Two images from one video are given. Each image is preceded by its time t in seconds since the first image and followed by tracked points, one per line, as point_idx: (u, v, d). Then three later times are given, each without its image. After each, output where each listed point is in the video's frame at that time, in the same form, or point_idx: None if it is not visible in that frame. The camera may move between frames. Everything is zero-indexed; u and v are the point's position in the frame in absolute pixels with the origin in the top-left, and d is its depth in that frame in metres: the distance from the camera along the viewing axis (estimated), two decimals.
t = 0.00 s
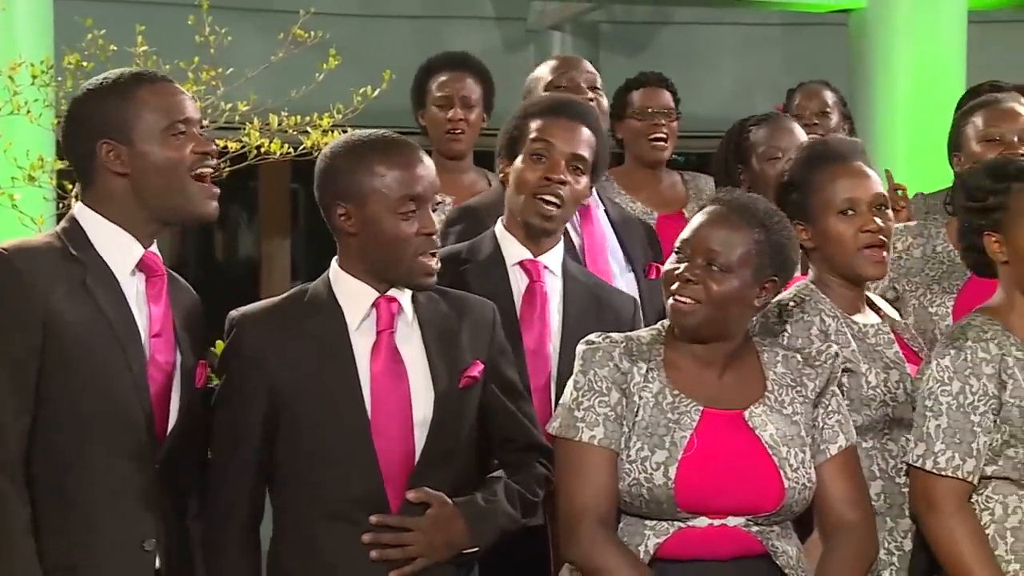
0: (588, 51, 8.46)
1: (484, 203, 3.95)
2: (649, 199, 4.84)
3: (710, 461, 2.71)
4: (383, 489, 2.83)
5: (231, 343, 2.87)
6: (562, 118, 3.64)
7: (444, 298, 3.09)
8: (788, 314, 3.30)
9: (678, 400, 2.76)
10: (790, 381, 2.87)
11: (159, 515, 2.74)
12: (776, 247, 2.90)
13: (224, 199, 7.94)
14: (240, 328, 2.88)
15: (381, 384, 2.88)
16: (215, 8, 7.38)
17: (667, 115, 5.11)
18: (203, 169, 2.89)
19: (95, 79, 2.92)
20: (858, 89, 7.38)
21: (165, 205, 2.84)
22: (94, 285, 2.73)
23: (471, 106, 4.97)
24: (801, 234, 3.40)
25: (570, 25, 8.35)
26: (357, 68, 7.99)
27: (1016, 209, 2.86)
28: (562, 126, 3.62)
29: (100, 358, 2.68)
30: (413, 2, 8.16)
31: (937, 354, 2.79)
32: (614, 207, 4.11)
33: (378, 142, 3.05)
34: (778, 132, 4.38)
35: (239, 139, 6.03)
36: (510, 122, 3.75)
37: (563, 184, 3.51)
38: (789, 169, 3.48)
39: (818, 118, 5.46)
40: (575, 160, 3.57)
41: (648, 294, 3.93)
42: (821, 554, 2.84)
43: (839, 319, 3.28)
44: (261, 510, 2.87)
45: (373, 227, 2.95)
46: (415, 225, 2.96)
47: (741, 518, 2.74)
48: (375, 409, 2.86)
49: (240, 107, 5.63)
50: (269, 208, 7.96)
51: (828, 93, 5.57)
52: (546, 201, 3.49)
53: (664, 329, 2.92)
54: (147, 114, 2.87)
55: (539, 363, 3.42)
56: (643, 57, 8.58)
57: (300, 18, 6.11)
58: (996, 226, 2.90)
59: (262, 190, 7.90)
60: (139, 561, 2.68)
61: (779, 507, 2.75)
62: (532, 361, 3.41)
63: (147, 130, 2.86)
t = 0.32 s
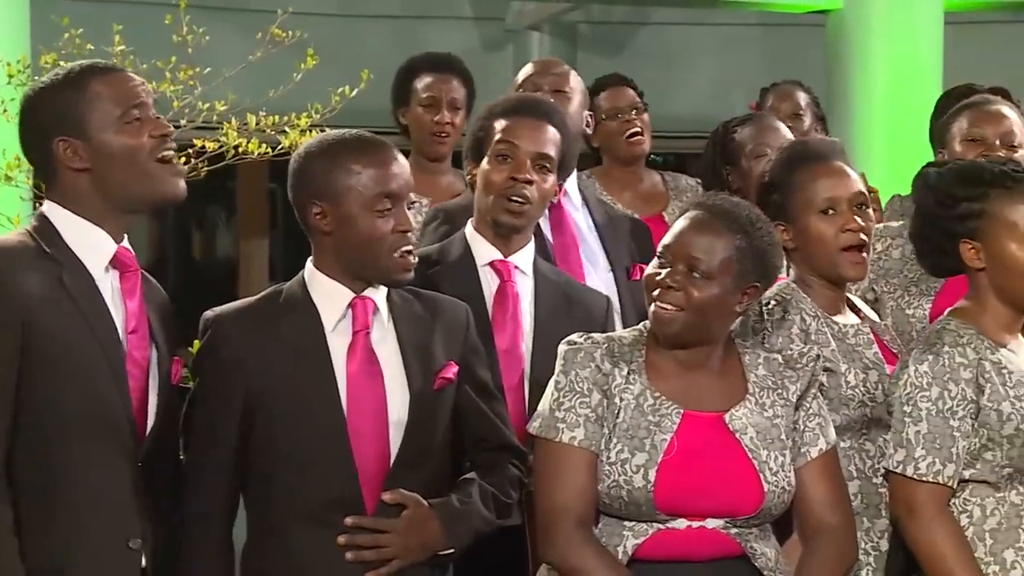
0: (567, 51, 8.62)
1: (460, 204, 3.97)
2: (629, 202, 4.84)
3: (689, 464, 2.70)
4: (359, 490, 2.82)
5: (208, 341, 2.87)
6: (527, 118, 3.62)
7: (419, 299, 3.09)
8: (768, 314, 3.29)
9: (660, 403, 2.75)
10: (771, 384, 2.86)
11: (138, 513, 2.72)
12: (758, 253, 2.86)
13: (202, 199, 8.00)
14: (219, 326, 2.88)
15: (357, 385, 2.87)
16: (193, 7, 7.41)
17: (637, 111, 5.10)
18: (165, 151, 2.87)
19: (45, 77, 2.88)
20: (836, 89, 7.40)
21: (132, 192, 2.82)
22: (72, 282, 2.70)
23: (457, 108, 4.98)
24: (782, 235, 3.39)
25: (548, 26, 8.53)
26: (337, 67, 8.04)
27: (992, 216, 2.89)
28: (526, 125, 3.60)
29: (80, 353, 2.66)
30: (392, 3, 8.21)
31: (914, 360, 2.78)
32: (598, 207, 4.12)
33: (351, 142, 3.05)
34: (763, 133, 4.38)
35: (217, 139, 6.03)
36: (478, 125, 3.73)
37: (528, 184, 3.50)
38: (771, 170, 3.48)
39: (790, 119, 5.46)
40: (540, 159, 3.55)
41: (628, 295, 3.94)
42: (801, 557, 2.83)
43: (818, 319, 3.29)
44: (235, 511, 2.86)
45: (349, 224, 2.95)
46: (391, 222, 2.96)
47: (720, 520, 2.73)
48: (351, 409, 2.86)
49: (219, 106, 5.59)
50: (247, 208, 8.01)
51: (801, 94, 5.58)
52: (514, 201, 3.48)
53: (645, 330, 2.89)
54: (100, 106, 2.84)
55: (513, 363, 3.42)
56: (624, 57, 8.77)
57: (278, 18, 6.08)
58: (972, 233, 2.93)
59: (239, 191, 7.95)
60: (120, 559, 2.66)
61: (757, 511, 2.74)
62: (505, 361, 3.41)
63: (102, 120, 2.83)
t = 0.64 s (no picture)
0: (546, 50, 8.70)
1: (438, 206, 3.96)
2: (611, 197, 4.82)
3: (669, 464, 2.70)
4: (334, 488, 2.81)
5: (179, 342, 2.86)
6: (506, 116, 3.63)
7: (392, 299, 3.08)
8: (748, 312, 3.29)
9: (641, 403, 2.74)
10: (753, 387, 2.84)
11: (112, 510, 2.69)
12: (742, 255, 2.85)
13: (180, 199, 8.03)
14: (189, 328, 2.87)
15: (328, 386, 2.86)
16: (169, 7, 7.45)
17: (611, 107, 5.12)
18: (128, 139, 2.83)
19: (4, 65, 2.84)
20: (814, 88, 7.44)
21: (96, 183, 2.78)
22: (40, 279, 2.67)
23: (431, 105, 4.98)
24: (763, 235, 3.39)
25: (526, 25, 8.51)
26: (313, 67, 8.06)
27: (969, 221, 2.88)
28: (505, 123, 3.61)
29: (52, 348, 2.62)
30: (370, 3, 8.27)
31: (890, 356, 2.79)
32: (579, 207, 4.10)
33: (321, 139, 3.05)
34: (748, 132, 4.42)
35: (194, 139, 6.02)
36: (455, 124, 3.73)
37: (508, 179, 3.50)
38: (751, 170, 3.48)
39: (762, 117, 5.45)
40: (519, 157, 3.56)
41: (608, 293, 3.94)
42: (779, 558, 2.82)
43: (796, 318, 3.29)
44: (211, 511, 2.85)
45: (317, 222, 2.95)
46: (359, 218, 2.96)
47: (699, 521, 2.72)
48: (325, 408, 2.85)
49: (196, 105, 5.54)
50: (225, 208, 8.06)
51: (771, 94, 5.59)
52: (493, 197, 3.47)
53: (628, 330, 2.89)
54: (59, 96, 2.80)
55: (489, 363, 3.41)
56: (599, 58, 8.82)
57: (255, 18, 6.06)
58: (947, 236, 2.92)
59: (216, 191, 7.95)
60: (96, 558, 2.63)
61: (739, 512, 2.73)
62: (481, 361, 3.41)
63: (64, 110, 2.80)
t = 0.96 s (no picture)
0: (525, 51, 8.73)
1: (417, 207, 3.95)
2: (602, 201, 4.83)
3: (650, 459, 2.69)
4: (315, 489, 2.79)
5: (159, 340, 2.84)
6: (451, 118, 3.59)
7: (371, 297, 3.06)
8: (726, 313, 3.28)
9: (621, 398, 2.73)
10: (733, 385, 2.83)
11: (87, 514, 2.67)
12: (716, 251, 2.84)
13: (158, 200, 8.01)
14: (169, 327, 2.85)
15: (308, 383, 2.84)
16: (148, 8, 7.44)
17: (599, 115, 5.06)
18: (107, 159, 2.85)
19: None
20: (792, 90, 7.45)
21: (79, 202, 2.79)
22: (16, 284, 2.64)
23: (403, 105, 4.94)
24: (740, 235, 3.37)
25: (506, 26, 8.52)
26: (291, 67, 8.05)
27: (940, 217, 2.96)
28: (452, 125, 3.57)
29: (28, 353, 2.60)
30: (349, 4, 8.29)
31: (866, 358, 2.84)
32: (558, 210, 4.09)
33: (294, 142, 3.03)
34: (736, 141, 4.44)
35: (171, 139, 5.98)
36: (408, 130, 3.71)
37: (462, 182, 3.47)
38: (723, 171, 3.49)
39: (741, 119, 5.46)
40: (471, 155, 3.52)
41: (590, 291, 3.93)
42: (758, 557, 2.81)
43: (775, 319, 3.28)
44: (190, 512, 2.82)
45: (297, 218, 2.94)
46: (338, 213, 2.96)
47: (679, 518, 2.71)
48: (304, 407, 2.84)
49: (176, 105, 5.47)
50: (204, 209, 8.01)
51: (752, 99, 5.57)
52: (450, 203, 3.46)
53: (607, 329, 2.88)
54: (50, 101, 2.78)
55: (469, 363, 3.39)
56: (578, 60, 8.94)
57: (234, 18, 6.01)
58: (920, 232, 2.99)
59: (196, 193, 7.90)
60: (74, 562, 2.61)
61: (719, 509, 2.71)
62: (461, 360, 3.38)
63: (41, 108, 2.77)
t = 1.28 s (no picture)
0: (500, 50, 8.78)
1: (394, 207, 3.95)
2: (587, 200, 4.85)
3: (623, 460, 2.69)
4: (295, 490, 2.80)
5: (132, 346, 2.81)
6: (425, 112, 3.58)
7: (344, 298, 3.06)
8: (699, 315, 3.29)
9: (596, 398, 2.74)
10: (707, 384, 2.85)
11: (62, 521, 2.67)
12: (689, 255, 2.84)
13: (133, 200, 8.03)
14: (142, 334, 2.82)
15: (284, 384, 2.85)
16: (124, 7, 7.46)
17: (595, 120, 5.06)
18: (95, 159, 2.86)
19: None
20: (768, 90, 7.48)
21: (65, 203, 2.80)
22: None
23: (369, 101, 4.88)
24: (715, 238, 3.38)
25: (482, 27, 8.69)
26: (268, 67, 8.06)
27: (914, 205, 3.02)
28: (424, 119, 3.56)
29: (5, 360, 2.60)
30: (327, 3, 8.32)
31: (839, 353, 2.89)
32: (533, 209, 4.10)
33: (290, 146, 2.99)
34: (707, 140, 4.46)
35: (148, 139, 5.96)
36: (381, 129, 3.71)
37: (432, 172, 3.46)
38: (691, 173, 3.50)
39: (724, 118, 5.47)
40: (442, 148, 3.51)
41: (566, 290, 3.94)
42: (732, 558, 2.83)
43: (748, 321, 3.30)
44: (167, 514, 2.82)
45: (283, 235, 2.89)
46: (324, 233, 2.92)
47: (653, 517, 2.72)
48: (283, 409, 2.84)
49: (152, 104, 5.45)
50: (181, 208, 8.05)
51: (738, 98, 5.59)
52: (421, 190, 3.44)
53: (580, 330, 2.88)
54: (31, 105, 2.78)
55: (441, 362, 3.39)
56: (554, 61, 9.01)
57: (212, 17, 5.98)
58: (899, 224, 3.05)
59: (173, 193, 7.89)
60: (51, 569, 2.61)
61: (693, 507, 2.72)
62: (431, 356, 3.38)
63: (21, 114, 2.77)
